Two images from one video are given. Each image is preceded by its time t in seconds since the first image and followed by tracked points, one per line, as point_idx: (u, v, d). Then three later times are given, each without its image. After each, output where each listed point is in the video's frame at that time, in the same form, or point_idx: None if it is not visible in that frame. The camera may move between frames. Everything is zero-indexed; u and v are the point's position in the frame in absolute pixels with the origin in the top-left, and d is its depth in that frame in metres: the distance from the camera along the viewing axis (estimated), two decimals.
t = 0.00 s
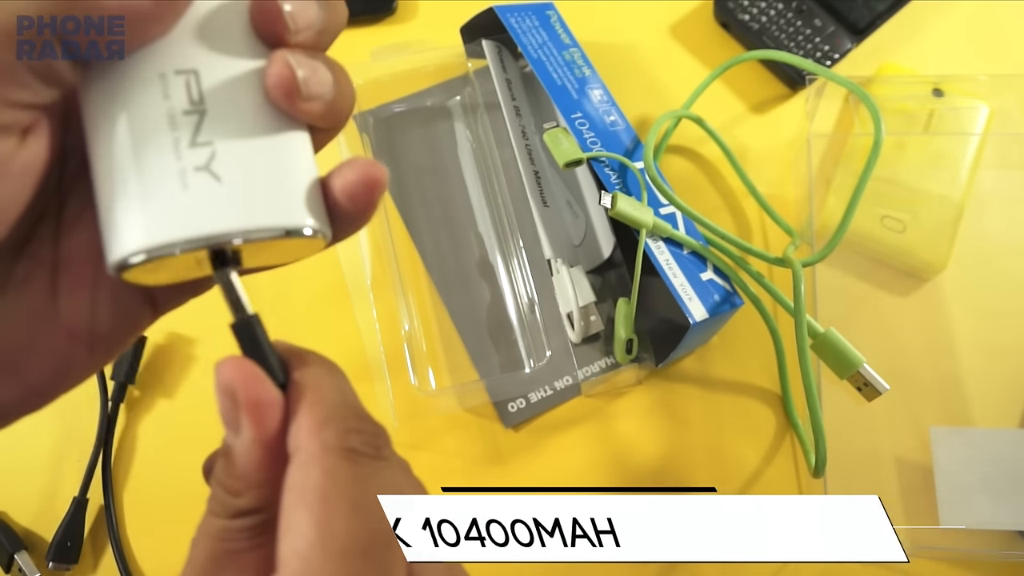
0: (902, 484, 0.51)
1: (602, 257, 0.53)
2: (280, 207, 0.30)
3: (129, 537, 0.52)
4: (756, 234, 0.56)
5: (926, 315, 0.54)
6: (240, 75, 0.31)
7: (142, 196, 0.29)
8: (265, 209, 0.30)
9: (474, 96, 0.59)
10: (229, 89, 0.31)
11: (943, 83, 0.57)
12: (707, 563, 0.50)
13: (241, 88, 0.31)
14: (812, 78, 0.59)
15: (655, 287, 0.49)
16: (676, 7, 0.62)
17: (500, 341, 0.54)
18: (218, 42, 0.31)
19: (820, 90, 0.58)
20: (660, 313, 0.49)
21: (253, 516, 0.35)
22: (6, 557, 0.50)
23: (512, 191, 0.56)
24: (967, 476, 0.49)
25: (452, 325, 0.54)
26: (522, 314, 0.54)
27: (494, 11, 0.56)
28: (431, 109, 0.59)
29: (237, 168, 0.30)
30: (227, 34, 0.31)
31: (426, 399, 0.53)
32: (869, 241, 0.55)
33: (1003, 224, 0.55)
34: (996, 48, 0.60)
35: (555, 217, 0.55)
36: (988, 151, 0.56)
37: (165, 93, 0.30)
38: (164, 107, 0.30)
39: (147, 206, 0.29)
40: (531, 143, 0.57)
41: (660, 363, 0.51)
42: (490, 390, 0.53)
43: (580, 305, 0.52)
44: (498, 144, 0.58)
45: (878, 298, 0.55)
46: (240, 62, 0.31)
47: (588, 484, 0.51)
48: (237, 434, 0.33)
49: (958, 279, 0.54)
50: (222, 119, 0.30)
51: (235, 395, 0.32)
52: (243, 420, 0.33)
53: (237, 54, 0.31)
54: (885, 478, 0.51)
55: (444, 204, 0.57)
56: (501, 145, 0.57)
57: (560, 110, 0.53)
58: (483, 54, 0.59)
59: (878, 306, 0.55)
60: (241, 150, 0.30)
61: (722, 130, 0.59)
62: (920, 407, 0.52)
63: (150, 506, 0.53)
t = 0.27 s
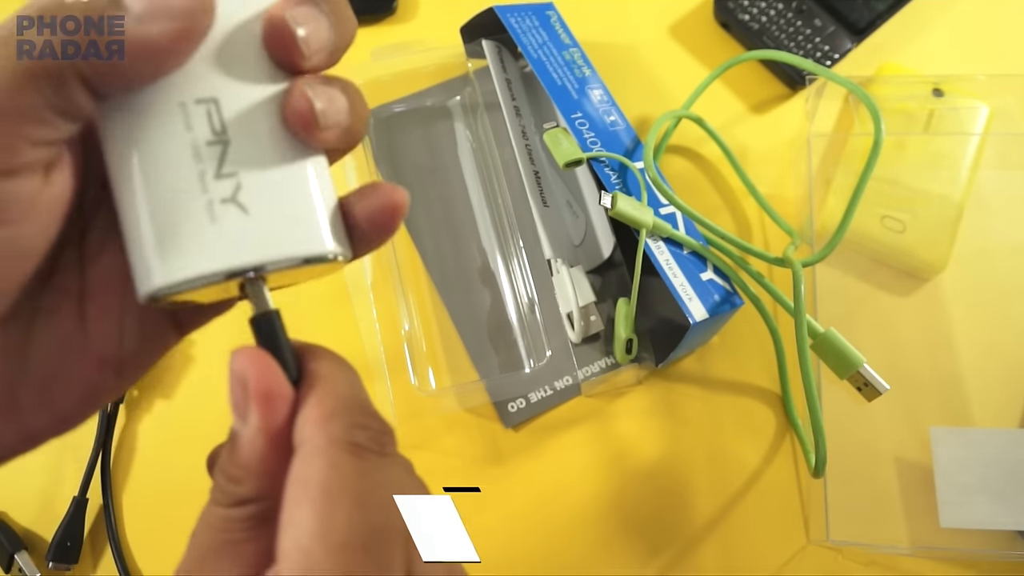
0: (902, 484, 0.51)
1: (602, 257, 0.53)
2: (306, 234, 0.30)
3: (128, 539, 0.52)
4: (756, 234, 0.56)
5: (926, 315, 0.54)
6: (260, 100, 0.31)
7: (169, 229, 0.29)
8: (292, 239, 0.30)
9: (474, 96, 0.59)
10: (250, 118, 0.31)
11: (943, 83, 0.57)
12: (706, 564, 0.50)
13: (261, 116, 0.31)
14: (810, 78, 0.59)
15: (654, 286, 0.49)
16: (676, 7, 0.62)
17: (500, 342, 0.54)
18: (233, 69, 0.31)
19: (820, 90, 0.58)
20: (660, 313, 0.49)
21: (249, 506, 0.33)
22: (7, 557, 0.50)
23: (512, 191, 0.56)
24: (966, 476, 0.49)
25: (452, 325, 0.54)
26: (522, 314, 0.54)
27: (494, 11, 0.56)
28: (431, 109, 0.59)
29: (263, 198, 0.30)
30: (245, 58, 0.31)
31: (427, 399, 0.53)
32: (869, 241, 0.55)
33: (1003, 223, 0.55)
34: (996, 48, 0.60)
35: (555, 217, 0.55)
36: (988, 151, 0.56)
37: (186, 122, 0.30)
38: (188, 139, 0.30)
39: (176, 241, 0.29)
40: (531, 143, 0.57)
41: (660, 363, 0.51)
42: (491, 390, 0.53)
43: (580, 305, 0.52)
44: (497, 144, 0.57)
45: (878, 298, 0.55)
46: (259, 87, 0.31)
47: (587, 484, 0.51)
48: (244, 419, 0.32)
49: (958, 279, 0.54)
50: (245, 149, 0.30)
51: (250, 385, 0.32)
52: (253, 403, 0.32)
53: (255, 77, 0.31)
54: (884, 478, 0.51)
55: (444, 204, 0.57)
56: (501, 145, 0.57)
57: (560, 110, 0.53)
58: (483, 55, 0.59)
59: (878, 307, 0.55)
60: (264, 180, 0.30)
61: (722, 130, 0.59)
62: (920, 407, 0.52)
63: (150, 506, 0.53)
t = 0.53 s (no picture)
0: (902, 484, 0.51)
1: (602, 257, 0.53)
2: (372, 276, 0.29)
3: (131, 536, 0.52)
4: (757, 234, 0.56)
5: (926, 315, 0.54)
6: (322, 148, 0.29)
7: (235, 281, 0.28)
8: (359, 284, 0.29)
9: (474, 96, 0.59)
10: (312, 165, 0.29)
11: (943, 83, 0.57)
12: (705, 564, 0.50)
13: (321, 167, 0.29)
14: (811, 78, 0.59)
15: (654, 286, 0.49)
16: (675, 6, 0.62)
17: (500, 343, 0.54)
18: (294, 117, 0.29)
19: (821, 89, 0.58)
20: (660, 313, 0.49)
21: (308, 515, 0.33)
22: (7, 557, 0.50)
23: (512, 191, 0.56)
24: (966, 477, 0.49)
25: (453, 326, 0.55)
26: (522, 314, 0.54)
27: (494, 11, 0.56)
28: (431, 109, 0.59)
29: (328, 243, 0.29)
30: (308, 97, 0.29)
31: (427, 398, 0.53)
32: (869, 241, 0.55)
33: (1003, 223, 0.55)
34: (996, 48, 0.60)
35: (556, 217, 0.55)
36: (988, 151, 0.57)
37: (250, 174, 0.28)
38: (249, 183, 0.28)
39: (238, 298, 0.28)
40: (532, 143, 0.57)
41: (660, 363, 0.51)
42: (491, 390, 0.53)
43: (580, 304, 0.52)
44: (497, 144, 0.57)
45: (879, 298, 0.55)
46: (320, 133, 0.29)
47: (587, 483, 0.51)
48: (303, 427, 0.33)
49: (958, 279, 0.54)
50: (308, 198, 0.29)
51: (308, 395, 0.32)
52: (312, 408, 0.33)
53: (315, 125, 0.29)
54: (884, 478, 0.51)
55: (444, 205, 0.57)
56: (500, 145, 0.57)
57: (560, 110, 0.53)
58: (483, 55, 0.58)
59: (878, 307, 0.55)
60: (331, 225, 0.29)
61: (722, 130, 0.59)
62: (920, 407, 0.52)
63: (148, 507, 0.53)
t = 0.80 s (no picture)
0: (902, 484, 0.51)
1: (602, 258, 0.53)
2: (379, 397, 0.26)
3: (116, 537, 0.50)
4: (757, 234, 0.56)
5: (926, 316, 0.54)
6: (331, 132, 0.22)
7: (229, 364, 0.26)
8: (356, 405, 0.25)
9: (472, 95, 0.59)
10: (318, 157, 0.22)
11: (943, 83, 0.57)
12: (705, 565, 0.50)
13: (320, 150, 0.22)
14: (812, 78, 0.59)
15: (654, 286, 0.49)
16: (675, 7, 0.62)
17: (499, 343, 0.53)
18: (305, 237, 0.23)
19: (821, 89, 0.59)
20: (660, 313, 0.49)
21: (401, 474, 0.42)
22: (7, 557, 0.48)
23: (511, 192, 0.56)
24: (966, 477, 0.49)
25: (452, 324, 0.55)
26: (522, 314, 0.53)
27: (494, 11, 0.57)
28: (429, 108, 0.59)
29: (366, 295, 0.24)
30: (327, 56, 0.22)
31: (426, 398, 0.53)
32: (869, 240, 0.55)
33: (1004, 223, 0.55)
34: (995, 48, 0.60)
35: (556, 218, 0.55)
36: (988, 151, 0.57)
37: (251, 281, 0.24)
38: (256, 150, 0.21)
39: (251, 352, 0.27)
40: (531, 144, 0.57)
41: (660, 362, 0.51)
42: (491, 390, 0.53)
43: (580, 304, 0.52)
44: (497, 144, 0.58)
45: (879, 298, 0.55)
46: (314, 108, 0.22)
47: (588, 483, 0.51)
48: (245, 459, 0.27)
49: (958, 279, 0.54)
50: (312, 203, 0.23)
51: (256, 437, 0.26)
52: (255, 443, 0.26)
53: (316, 102, 0.22)
54: (884, 478, 0.51)
55: (444, 206, 0.57)
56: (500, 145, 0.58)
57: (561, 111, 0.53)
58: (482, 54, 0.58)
59: (878, 307, 0.55)
60: (332, 342, 0.24)
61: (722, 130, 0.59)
62: (920, 407, 0.52)
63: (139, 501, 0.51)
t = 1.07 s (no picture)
0: (902, 483, 0.51)
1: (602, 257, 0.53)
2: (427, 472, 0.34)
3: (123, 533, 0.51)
4: (755, 233, 0.56)
5: (927, 315, 0.54)
6: (581, 131, 0.23)
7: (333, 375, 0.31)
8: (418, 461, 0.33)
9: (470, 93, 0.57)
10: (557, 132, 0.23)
11: (943, 83, 0.57)
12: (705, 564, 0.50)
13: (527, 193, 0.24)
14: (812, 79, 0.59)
15: (654, 286, 0.49)
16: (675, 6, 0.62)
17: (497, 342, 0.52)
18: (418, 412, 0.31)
19: (821, 89, 0.58)
20: (660, 312, 0.49)
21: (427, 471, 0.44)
22: (7, 556, 0.49)
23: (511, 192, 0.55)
24: (965, 479, 0.49)
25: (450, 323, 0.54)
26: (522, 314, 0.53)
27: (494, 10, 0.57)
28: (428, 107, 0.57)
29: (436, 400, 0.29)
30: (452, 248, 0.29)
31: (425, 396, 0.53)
32: (870, 240, 0.55)
33: (1003, 223, 0.55)
34: (996, 49, 0.60)
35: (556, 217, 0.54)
36: (988, 152, 0.57)
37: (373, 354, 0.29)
38: (429, 114, 0.24)
39: (364, 305, 0.28)
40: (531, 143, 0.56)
41: (660, 363, 0.51)
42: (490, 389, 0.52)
43: (580, 304, 0.51)
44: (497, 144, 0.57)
45: (878, 298, 0.55)
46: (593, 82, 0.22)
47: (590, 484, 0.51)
48: (305, 441, 0.32)
49: (957, 280, 0.54)
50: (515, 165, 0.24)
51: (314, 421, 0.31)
52: (315, 426, 0.32)
53: (603, 83, 0.22)
54: (883, 477, 0.51)
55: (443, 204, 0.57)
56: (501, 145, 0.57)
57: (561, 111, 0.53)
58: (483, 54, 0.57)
59: (878, 306, 0.55)
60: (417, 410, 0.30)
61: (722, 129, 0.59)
62: (920, 408, 0.52)
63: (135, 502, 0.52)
